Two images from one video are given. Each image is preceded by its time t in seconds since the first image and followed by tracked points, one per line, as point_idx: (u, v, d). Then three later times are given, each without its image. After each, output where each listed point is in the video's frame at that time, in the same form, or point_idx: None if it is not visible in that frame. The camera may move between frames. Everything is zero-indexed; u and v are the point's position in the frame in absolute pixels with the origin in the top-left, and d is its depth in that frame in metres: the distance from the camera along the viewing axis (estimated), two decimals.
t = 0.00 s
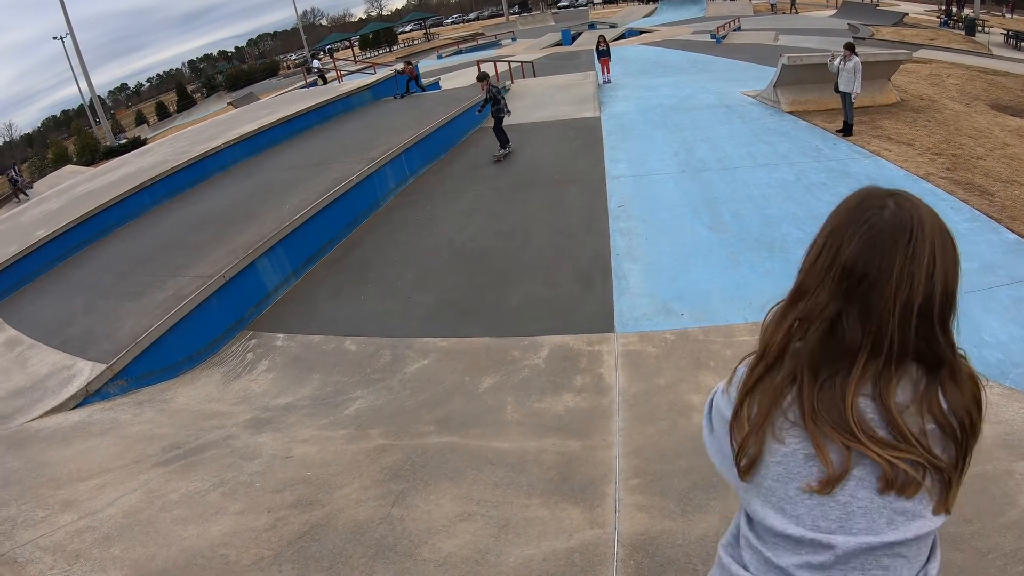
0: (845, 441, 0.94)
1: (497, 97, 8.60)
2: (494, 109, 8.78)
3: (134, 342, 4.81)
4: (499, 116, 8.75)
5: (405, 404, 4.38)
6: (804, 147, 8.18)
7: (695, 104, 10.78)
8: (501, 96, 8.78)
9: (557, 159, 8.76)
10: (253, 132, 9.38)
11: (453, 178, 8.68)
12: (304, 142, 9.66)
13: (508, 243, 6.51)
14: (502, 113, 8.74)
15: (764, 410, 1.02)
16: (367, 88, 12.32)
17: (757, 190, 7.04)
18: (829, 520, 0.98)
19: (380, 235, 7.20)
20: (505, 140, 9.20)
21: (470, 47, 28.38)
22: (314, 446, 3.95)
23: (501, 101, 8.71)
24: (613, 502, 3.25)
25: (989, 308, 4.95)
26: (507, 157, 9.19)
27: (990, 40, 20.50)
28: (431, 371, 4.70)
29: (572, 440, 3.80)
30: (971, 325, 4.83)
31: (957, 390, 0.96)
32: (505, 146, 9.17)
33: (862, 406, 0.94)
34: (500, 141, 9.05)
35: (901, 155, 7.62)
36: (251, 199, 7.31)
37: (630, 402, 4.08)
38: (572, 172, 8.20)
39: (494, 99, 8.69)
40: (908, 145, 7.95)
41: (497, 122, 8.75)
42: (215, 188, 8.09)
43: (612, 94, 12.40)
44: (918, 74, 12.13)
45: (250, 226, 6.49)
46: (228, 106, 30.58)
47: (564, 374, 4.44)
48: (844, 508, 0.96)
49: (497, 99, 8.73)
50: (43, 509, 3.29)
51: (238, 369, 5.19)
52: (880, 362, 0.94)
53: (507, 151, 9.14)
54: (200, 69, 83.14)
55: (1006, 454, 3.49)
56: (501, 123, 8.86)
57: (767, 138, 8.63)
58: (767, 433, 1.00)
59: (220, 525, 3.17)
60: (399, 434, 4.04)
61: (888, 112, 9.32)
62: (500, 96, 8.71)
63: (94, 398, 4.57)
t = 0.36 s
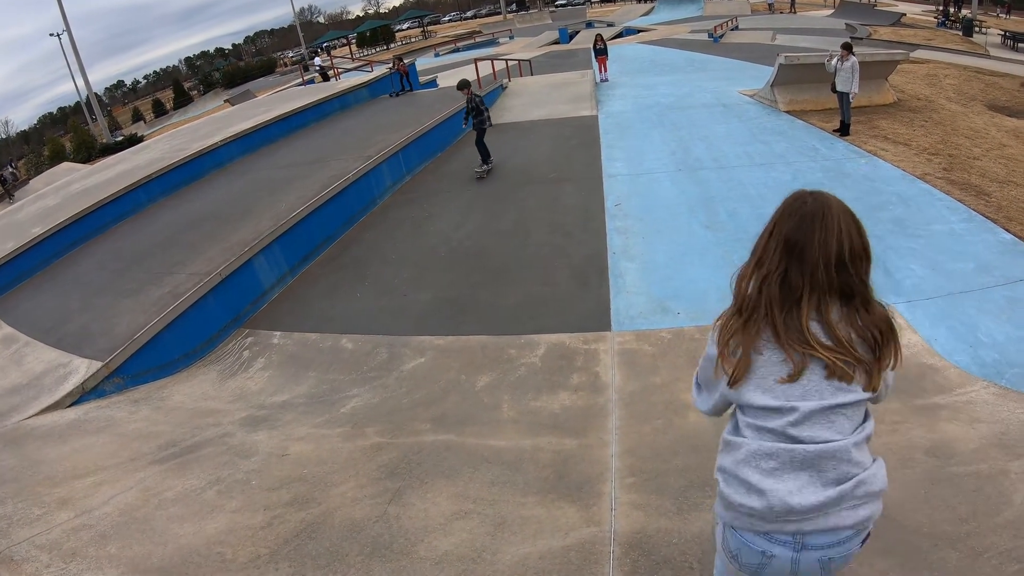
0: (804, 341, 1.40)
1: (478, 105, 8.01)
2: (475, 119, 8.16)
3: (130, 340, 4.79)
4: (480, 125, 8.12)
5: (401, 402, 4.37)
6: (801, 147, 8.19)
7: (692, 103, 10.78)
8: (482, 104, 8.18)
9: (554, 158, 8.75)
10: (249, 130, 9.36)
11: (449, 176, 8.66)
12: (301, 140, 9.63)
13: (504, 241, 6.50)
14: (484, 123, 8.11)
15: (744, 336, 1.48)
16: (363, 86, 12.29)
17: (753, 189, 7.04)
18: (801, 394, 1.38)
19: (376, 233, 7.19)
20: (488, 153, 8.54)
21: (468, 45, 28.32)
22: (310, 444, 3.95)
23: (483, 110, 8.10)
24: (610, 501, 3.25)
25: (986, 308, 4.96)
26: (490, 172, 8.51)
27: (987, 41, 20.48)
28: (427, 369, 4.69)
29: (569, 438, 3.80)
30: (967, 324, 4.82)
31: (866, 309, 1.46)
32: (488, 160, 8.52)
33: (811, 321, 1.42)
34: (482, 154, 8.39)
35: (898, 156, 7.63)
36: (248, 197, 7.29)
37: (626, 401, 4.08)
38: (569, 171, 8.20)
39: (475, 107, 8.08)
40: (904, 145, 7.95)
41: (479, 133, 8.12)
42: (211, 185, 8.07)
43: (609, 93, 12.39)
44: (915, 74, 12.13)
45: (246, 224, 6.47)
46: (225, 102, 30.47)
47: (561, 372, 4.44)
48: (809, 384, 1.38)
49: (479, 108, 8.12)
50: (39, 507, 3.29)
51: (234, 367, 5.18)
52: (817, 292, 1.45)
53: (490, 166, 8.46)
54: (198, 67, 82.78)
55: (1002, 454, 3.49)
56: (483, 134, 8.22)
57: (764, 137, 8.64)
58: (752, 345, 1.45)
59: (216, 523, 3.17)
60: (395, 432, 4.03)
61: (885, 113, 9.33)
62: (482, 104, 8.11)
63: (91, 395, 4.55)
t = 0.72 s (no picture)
0: (727, 285, 2.45)
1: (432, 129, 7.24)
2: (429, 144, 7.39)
3: (96, 349, 4.68)
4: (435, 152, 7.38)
5: (370, 410, 4.32)
6: (769, 156, 8.31)
7: (661, 112, 10.90)
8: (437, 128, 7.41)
9: (528, 165, 8.77)
10: (218, 135, 9.25)
11: (421, 183, 8.64)
12: (271, 146, 9.54)
13: (475, 249, 6.48)
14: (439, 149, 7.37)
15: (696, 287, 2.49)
16: (333, 92, 12.24)
17: (721, 197, 7.13)
18: (722, 310, 2.44)
19: (347, 240, 7.14)
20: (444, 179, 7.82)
21: (442, 52, 28.34)
22: (278, 454, 3.88)
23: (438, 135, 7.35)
24: (581, 508, 3.23)
25: (950, 313, 5.05)
26: (445, 201, 7.80)
27: (952, 51, 21.03)
28: (396, 378, 4.64)
29: (538, 446, 3.79)
30: (933, 328, 4.90)
31: (765, 275, 2.49)
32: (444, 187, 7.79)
33: (730, 281, 2.44)
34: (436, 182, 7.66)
35: (864, 164, 7.77)
36: (217, 203, 7.19)
37: (595, 407, 4.08)
38: (540, 179, 8.22)
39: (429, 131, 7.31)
40: (870, 154, 8.10)
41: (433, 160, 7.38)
42: (179, 191, 7.94)
43: (580, 101, 12.48)
44: (881, 84, 12.41)
45: (214, 231, 6.38)
46: (196, 107, 30.02)
47: (530, 380, 4.42)
48: (725, 306, 2.43)
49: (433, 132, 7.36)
50: (4, 520, 3.17)
51: (203, 375, 5.08)
52: (734, 265, 2.45)
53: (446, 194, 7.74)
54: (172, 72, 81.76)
55: (968, 454, 3.53)
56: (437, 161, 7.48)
57: (732, 146, 8.75)
58: (698, 288, 2.46)
59: (185, 535, 3.09)
60: (365, 441, 3.98)
61: (852, 122, 9.51)
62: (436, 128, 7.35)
63: (56, 405, 4.41)
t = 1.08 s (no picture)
0: (644, 277, 3.44)
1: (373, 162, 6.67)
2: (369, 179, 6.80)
3: (45, 366, 4.43)
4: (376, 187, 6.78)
5: (324, 431, 4.23)
6: (722, 176, 8.46)
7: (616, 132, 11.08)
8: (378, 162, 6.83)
9: (483, 184, 8.81)
10: (173, 149, 9.08)
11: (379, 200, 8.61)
12: (227, 161, 9.41)
13: (430, 267, 6.47)
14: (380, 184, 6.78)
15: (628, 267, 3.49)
16: (291, 108, 12.15)
17: (675, 216, 7.27)
18: (641, 290, 3.45)
19: (301, 258, 7.06)
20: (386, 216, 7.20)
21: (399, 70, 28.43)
22: (231, 475, 3.79)
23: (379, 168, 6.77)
24: (537, 526, 3.21)
25: (902, 327, 5.20)
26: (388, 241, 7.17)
27: (901, 73, 21.92)
28: (351, 397, 4.57)
29: (493, 465, 3.75)
30: (885, 342, 5.02)
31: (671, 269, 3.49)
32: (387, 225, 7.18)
33: (647, 274, 3.43)
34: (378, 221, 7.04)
35: (816, 184, 8.00)
36: (170, 219, 7.03)
37: (550, 426, 4.06)
38: (495, 198, 8.26)
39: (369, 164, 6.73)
40: (821, 174, 8.33)
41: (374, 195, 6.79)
42: (131, 206, 7.73)
43: (535, 122, 12.63)
44: (832, 106, 12.84)
45: (166, 247, 6.23)
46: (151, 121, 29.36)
47: (484, 400, 4.39)
48: (644, 287, 3.44)
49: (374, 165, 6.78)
50: None
51: (154, 395, 4.92)
52: (650, 264, 3.42)
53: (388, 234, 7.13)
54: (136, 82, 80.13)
55: (921, 465, 3.61)
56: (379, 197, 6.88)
57: (686, 166, 8.93)
58: (626, 276, 3.45)
59: (135, 560, 2.99)
60: (319, 462, 3.89)
61: (804, 142, 9.78)
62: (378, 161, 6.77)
63: (3, 424, 4.14)
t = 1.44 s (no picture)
0: (573, 233, 4.98)
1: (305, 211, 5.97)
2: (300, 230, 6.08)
3: None
4: (308, 239, 6.07)
5: (272, 466, 4.08)
6: (672, 205, 8.61)
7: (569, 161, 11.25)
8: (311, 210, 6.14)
9: (435, 213, 8.81)
10: (122, 172, 8.83)
11: (333, 227, 8.52)
12: (177, 185, 9.19)
13: (380, 298, 6.39)
14: (312, 236, 6.08)
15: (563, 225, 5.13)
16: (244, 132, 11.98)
17: (626, 246, 7.38)
18: (570, 243, 5.01)
19: (251, 286, 6.91)
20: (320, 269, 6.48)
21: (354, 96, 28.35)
22: (177, 514, 3.64)
23: (312, 218, 6.08)
24: (488, 564, 3.15)
25: (849, 352, 5.31)
26: (321, 298, 6.42)
27: (847, 102, 22.91)
28: (299, 431, 4.45)
29: (443, 501, 3.67)
30: (833, 367, 5.12)
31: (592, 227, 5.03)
32: (321, 279, 6.46)
33: (575, 231, 4.98)
34: (309, 276, 6.30)
35: (764, 212, 8.22)
36: (117, 245, 6.80)
37: (500, 460, 4.02)
38: (447, 227, 8.25)
39: (302, 213, 6.03)
40: (768, 203, 8.57)
41: (306, 248, 6.07)
42: (76, 231, 7.43)
43: (489, 150, 12.75)
44: (781, 135, 13.29)
45: (111, 274, 6.01)
46: (101, 141, 28.52)
47: (434, 434, 4.32)
48: (572, 241, 5.00)
49: (307, 214, 6.08)
50: None
51: (98, 427, 4.68)
52: (577, 224, 4.96)
53: (321, 291, 6.39)
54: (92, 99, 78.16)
55: (870, 490, 3.66)
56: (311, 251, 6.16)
57: (637, 195, 9.09)
58: (561, 233, 5.01)
59: None
60: (267, 498, 3.76)
61: (753, 171, 10.06)
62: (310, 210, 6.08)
63: None
